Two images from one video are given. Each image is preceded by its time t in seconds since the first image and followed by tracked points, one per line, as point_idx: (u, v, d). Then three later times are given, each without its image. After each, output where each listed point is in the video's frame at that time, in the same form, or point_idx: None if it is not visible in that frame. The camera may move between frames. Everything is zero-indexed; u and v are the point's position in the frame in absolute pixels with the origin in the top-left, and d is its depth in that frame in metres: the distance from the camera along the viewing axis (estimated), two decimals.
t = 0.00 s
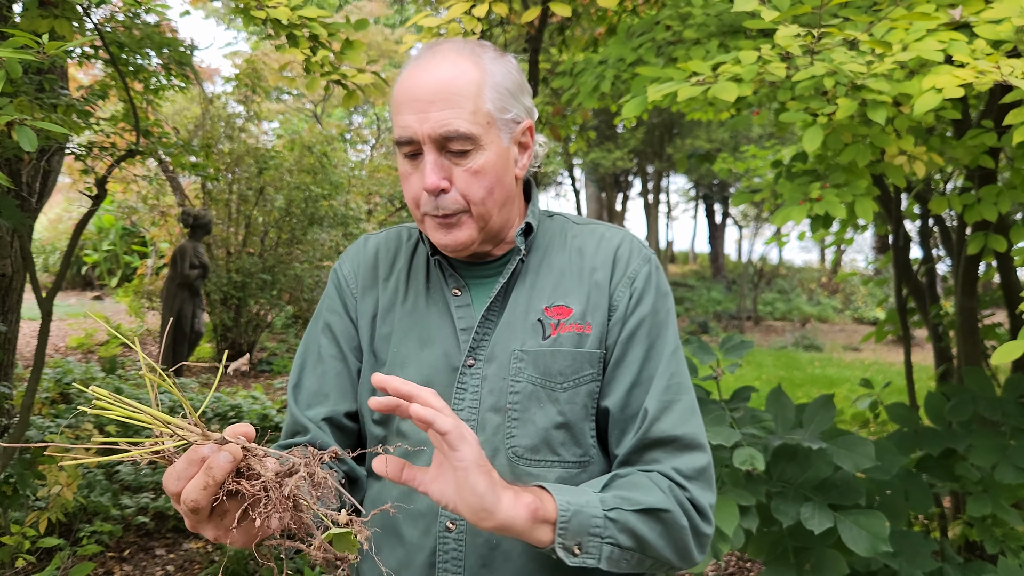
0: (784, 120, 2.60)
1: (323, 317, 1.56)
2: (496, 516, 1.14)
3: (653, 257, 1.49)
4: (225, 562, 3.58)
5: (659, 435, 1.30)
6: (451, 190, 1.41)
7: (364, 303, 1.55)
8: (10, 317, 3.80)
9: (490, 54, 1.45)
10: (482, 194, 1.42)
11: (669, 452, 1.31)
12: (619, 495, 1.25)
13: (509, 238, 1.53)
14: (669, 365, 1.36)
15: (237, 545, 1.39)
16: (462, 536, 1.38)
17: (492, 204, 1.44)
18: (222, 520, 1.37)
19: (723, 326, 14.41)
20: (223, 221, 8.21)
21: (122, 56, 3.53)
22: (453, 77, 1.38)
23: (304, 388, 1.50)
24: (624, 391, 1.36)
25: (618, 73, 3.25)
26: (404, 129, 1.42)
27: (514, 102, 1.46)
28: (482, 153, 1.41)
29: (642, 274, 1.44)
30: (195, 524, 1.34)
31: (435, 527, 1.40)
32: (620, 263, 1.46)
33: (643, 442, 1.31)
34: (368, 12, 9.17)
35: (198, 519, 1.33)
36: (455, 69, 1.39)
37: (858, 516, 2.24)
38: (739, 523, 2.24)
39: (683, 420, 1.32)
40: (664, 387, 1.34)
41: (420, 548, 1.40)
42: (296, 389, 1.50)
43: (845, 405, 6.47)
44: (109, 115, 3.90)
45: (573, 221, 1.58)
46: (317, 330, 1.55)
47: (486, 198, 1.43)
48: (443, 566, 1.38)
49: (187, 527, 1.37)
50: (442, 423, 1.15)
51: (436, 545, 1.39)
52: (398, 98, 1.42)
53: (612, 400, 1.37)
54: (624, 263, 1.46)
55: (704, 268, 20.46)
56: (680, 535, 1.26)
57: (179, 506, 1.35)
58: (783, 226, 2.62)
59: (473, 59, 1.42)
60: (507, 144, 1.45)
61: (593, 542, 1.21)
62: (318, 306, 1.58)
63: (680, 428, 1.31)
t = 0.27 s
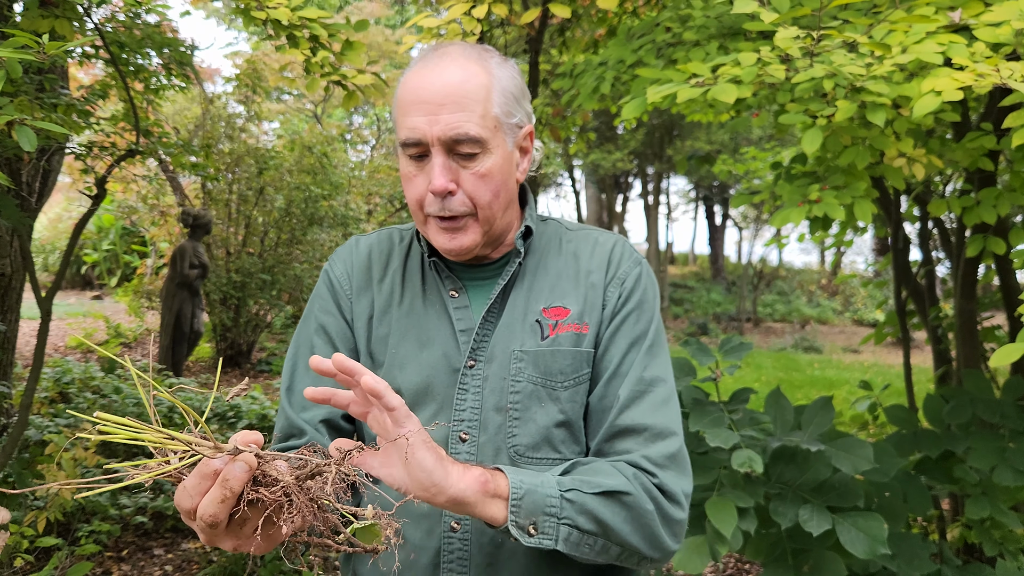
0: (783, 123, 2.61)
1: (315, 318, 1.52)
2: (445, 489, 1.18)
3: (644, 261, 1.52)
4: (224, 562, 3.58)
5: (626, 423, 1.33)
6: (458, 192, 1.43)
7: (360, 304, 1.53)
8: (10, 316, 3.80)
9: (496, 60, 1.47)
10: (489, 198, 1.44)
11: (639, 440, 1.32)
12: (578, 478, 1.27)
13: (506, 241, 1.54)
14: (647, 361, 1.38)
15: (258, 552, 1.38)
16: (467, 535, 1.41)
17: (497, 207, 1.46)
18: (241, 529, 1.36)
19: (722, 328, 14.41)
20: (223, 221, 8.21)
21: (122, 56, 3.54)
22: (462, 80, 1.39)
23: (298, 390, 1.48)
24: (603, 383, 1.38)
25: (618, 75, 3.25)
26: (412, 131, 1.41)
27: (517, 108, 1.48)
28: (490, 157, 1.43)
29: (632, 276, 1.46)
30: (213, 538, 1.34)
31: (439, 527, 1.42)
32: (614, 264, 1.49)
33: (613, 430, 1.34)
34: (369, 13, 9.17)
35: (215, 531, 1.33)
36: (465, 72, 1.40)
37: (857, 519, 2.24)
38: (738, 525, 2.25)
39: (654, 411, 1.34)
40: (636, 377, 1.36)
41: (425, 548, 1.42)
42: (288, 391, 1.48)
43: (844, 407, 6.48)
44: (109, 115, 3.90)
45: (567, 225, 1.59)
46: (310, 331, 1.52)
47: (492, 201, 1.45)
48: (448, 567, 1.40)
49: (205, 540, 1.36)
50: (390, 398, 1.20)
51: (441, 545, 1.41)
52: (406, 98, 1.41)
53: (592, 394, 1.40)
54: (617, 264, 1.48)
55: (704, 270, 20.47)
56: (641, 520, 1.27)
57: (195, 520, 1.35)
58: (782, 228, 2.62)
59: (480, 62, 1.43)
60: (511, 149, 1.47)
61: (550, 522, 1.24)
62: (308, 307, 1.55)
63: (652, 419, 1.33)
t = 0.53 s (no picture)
0: (783, 125, 2.61)
1: (305, 321, 1.51)
2: (435, 470, 1.17)
3: (635, 260, 1.53)
4: (222, 563, 3.58)
5: (625, 403, 1.31)
6: (465, 194, 1.43)
7: (353, 308, 1.53)
8: (10, 316, 3.80)
9: (507, 66, 1.47)
10: (494, 202, 1.45)
11: (640, 414, 1.29)
12: (580, 455, 1.25)
13: (502, 245, 1.55)
14: (642, 346, 1.37)
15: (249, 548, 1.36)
16: (464, 539, 1.41)
17: (499, 212, 1.47)
18: (233, 524, 1.34)
19: (722, 329, 14.41)
20: (223, 221, 8.21)
21: (123, 56, 3.54)
22: (477, 85, 1.39)
23: (285, 393, 1.46)
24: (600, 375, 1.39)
25: (618, 76, 3.25)
26: (424, 130, 1.41)
27: (525, 115, 1.50)
28: (497, 162, 1.44)
29: (624, 272, 1.47)
30: (205, 531, 1.32)
31: (436, 530, 1.42)
32: (604, 263, 1.50)
33: (613, 413, 1.32)
34: (369, 13, 9.18)
35: (208, 525, 1.31)
36: (480, 77, 1.40)
37: (856, 521, 2.23)
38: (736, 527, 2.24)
39: (654, 390, 1.32)
40: (633, 362, 1.35)
41: (421, 551, 1.42)
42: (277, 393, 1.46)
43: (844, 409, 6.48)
44: (110, 115, 3.91)
45: (559, 230, 1.61)
46: (299, 334, 1.50)
47: (497, 206, 1.46)
48: (445, 569, 1.40)
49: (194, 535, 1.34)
50: (366, 379, 1.25)
51: (439, 547, 1.41)
52: (418, 96, 1.41)
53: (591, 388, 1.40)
54: (607, 263, 1.50)
55: (704, 271, 20.46)
56: (653, 489, 1.23)
57: (186, 514, 1.33)
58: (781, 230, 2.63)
59: (494, 68, 1.44)
60: (516, 156, 1.48)
61: (554, 499, 1.21)
62: (298, 310, 1.54)
63: (652, 397, 1.31)
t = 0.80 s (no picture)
0: (783, 127, 2.61)
1: (298, 320, 1.51)
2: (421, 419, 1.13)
3: (629, 259, 1.53)
4: (222, 564, 3.58)
5: (628, 373, 1.28)
6: (481, 197, 1.44)
7: (349, 309, 1.53)
8: (10, 317, 3.81)
9: (537, 81, 1.50)
10: (505, 210, 1.47)
11: (645, 379, 1.26)
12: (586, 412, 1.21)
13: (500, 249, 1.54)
14: (641, 325, 1.36)
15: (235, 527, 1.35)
16: (458, 543, 1.41)
17: (507, 221, 1.49)
18: (222, 501, 1.33)
19: (723, 331, 14.40)
20: (224, 223, 8.22)
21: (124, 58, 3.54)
22: (511, 93, 1.41)
23: (274, 391, 1.45)
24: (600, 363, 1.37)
25: (618, 79, 3.25)
26: (452, 126, 1.42)
27: (546, 130, 1.53)
28: (517, 171, 1.46)
29: (617, 265, 1.48)
30: (192, 506, 1.30)
31: (431, 534, 1.42)
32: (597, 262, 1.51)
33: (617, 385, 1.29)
34: (370, 15, 9.18)
35: (196, 500, 1.29)
36: (513, 86, 1.41)
37: (857, 524, 2.23)
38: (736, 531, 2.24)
39: (658, 358, 1.29)
40: (635, 339, 1.33)
41: (416, 556, 1.42)
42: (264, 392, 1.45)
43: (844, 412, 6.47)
44: (111, 117, 3.91)
45: (556, 233, 1.61)
46: (292, 332, 1.50)
47: (507, 213, 1.47)
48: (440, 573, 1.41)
49: (180, 511, 1.31)
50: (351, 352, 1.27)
51: (434, 552, 1.41)
52: (452, 93, 1.42)
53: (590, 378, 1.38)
54: (601, 261, 1.50)
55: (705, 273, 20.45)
56: (664, 441, 1.17)
57: (175, 488, 1.31)
58: (781, 233, 2.63)
59: (528, 80, 1.46)
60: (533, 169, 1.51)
61: (561, 452, 1.15)
62: (293, 308, 1.53)
63: (657, 363, 1.28)
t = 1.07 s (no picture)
0: (783, 129, 2.60)
1: (298, 317, 1.52)
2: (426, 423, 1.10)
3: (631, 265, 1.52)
4: (221, 566, 3.58)
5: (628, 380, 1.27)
6: (486, 202, 1.44)
7: (347, 307, 1.53)
8: (10, 318, 3.81)
9: (544, 88, 1.50)
10: (509, 217, 1.47)
11: (644, 387, 1.26)
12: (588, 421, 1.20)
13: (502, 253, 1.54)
14: (641, 331, 1.35)
15: (230, 531, 1.34)
16: (450, 545, 1.40)
17: (510, 227, 1.49)
18: (217, 505, 1.32)
19: (723, 332, 14.40)
20: (224, 224, 8.22)
21: (124, 59, 3.54)
22: (519, 100, 1.41)
23: (274, 389, 1.45)
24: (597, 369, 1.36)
25: (618, 80, 3.25)
26: (459, 130, 1.42)
27: (551, 137, 1.53)
28: (521, 178, 1.46)
29: (618, 272, 1.47)
30: (188, 510, 1.29)
31: (422, 536, 1.42)
32: (599, 268, 1.50)
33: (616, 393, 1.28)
34: (371, 16, 9.20)
35: (192, 505, 1.28)
36: (522, 93, 1.42)
37: (857, 527, 2.22)
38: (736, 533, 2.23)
39: (659, 366, 1.28)
40: (635, 346, 1.32)
41: (407, 557, 1.42)
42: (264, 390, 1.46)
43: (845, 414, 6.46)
44: (111, 117, 3.91)
45: (557, 237, 1.60)
46: (292, 330, 1.51)
47: (510, 220, 1.47)
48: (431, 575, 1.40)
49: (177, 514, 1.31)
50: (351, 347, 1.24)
51: (425, 553, 1.41)
52: (460, 96, 1.42)
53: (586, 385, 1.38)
54: (603, 267, 1.49)
55: (705, 274, 20.44)
56: (665, 451, 1.17)
57: (172, 492, 1.30)
58: (782, 234, 2.63)
59: (536, 86, 1.46)
60: (537, 176, 1.51)
61: (564, 461, 1.14)
62: (294, 307, 1.53)
63: (657, 371, 1.27)
